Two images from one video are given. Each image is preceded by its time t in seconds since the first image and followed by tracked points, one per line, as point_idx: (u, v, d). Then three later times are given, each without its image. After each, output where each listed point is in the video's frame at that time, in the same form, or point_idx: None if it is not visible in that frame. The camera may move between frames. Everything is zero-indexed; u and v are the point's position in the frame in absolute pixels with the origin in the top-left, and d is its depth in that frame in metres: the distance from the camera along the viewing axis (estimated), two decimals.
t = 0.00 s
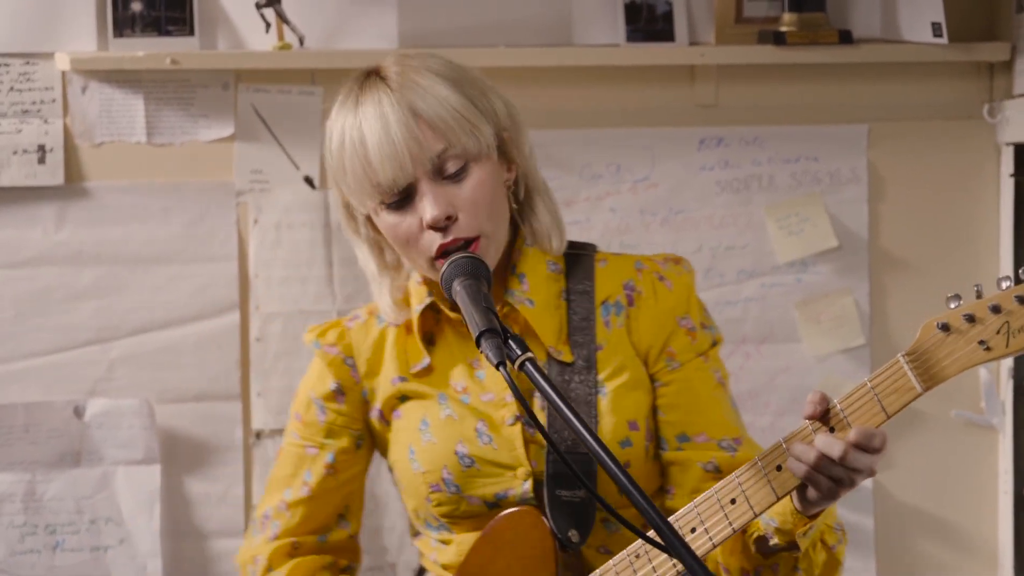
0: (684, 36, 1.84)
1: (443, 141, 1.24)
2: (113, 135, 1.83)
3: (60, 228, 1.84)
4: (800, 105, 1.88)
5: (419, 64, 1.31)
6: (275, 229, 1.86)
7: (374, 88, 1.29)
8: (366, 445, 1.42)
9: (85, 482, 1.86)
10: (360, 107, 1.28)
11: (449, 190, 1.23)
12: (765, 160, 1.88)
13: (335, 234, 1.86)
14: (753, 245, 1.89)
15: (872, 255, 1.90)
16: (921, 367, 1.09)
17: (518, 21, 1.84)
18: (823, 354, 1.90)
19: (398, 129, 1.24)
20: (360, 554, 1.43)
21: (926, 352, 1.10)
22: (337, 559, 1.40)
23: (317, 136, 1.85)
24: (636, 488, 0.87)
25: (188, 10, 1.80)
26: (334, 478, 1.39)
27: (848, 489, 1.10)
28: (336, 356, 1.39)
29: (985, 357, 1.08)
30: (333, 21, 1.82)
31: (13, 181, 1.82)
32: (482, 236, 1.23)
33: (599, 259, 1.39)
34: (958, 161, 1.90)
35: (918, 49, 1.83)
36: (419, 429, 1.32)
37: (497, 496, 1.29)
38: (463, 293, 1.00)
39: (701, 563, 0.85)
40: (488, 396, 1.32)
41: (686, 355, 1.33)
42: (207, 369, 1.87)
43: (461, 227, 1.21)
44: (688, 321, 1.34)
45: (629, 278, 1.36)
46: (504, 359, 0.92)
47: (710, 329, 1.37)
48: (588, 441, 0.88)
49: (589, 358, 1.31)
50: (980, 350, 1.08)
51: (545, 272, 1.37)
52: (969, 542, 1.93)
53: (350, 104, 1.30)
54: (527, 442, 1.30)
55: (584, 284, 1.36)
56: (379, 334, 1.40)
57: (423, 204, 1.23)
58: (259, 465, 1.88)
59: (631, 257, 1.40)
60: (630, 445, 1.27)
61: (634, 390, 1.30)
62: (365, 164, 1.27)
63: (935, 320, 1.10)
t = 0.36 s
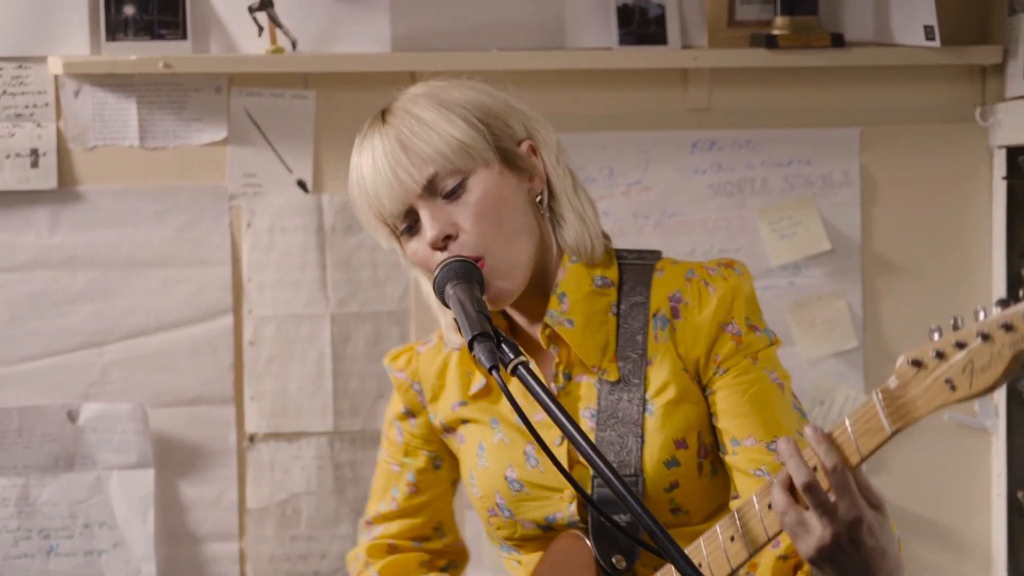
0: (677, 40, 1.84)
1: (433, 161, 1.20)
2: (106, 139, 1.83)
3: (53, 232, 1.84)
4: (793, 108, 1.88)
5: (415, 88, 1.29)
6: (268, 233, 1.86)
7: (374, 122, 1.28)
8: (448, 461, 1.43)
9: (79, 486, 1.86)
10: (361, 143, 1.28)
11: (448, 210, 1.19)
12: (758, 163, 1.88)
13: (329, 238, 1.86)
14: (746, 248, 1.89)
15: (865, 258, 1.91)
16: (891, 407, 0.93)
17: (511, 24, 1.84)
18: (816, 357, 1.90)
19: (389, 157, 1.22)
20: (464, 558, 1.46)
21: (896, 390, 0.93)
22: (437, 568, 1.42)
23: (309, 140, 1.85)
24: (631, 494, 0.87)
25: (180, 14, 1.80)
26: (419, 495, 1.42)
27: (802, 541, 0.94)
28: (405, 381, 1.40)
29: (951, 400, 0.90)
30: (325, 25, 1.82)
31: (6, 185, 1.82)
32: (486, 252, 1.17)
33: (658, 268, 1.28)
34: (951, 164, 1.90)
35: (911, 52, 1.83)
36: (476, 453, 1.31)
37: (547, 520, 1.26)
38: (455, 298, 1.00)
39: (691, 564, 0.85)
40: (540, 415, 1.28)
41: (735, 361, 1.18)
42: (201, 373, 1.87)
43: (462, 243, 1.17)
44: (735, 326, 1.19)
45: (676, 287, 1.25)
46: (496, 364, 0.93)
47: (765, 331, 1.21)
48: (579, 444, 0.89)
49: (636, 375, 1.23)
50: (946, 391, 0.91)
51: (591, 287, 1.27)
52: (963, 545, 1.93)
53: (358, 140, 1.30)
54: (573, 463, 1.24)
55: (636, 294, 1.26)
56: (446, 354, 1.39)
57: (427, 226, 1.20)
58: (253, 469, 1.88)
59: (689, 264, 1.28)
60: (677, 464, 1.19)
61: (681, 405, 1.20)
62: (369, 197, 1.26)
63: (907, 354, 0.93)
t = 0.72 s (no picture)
0: (675, 41, 1.84)
1: (438, 175, 1.19)
2: (104, 140, 1.83)
3: (52, 233, 1.84)
4: (791, 109, 1.88)
5: (427, 101, 1.28)
6: (267, 234, 1.86)
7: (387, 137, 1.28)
8: (483, 475, 1.38)
9: (78, 487, 1.86)
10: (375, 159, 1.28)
11: (455, 222, 1.18)
12: (756, 164, 1.88)
13: (327, 239, 1.86)
14: (745, 249, 1.89)
15: (863, 258, 1.91)
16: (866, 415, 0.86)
17: (509, 25, 1.84)
18: (815, 358, 1.90)
19: (397, 173, 1.22)
20: None
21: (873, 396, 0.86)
22: None
23: (307, 141, 1.84)
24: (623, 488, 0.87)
25: (178, 15, 1.80)
26: (457, 512, 1.37)
27: (769, 541, 0.89)
28: (434, 397, 1.37)
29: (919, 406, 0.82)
30: (324, 26, 1.82)
31: (4, 187, 1.82)
32: (493, 261, 1.16)
33: (682, 274, 1.24)
34: (950, 165, 1.90)
35: (910, 53, 1.83)
36: (499, 466, 1.27)
37: (571, 532, 1.22)
38: (454, 298, 1.00)
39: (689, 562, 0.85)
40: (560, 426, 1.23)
41: (749, 371, 1.13)
42: (200, 374, 1.87)
43: (468, 253, 1.15)
44: (753, 336, 1.14)
45: (698, 295, 1.20)
46: (495, 365, 0.93)
47: (784, 341, 1.16)
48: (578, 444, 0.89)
49: (656, 382, 1.18)
50: (914, 397, 0.82)
51: (611, 291, 1.23)
52: (963, 546, 1.93)
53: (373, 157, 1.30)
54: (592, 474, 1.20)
55: (658, 299, 1.22)
56: (472, 366, 1.35)
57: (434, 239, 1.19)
58: (252, 470, 1.88)
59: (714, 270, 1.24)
60: (696, 473, 1.14)
61: (699, 415, 1.15)
62: (382, 213, 1.26)
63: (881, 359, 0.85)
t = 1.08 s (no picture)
0: (672, 37, 1.84)
1: (432, 149, 1.18)
2: (101, 137, 1.83)
3: (48, 230, 1.84)
4: (788, 105, 1.88)
5: (424, 68, 1.25)
6: (264, 230, 1.86)
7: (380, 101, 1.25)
8: (427, 442, 1.36)
9: (74, 484, 1.86)
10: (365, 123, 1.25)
11: (445, 198, 1.17)
12: (753, 160, 1.88)
13: (324, 235, 1.86)
14: (742, 245, 1.89)
15: (861, 254, 1.91)
16: (882, 420, 0.91)
17: (506, 21, 1.84)
18: (813, 354, 1.90)
19: (389, 142, 1.20)
20: (428, 542, 1.39)
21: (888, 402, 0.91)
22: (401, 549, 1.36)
23: (305, 137, 1.84)
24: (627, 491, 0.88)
25: (175, 11, 1.79)
26: (394, 474, 1.35)
27: (773, 538, 0.93)
28: (395, 358, 1.34)
29: (944, 414, 0.89)
30: (321, 22, 1.82)
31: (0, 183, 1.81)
32: (482, 240, 1.16)
33: (665, 267, 1.24)
34: (946, 161, 1.90)
35: (906, 49, 1.84)
36: (460, 438, 1.27)
37: (527, 510, 1.23)
38: (451, 294, 1.00)
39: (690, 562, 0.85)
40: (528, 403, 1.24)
41: (731, 373, 1.15)
42: (196, 371, 1.86)
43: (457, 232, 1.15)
44: (738, 337, 1.16)
45: (684, 290, 1.21)
46: (492, 361, 0.92)
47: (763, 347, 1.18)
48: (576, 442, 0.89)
49: (633, 371, 1.19)
50: (939, 405, 0.89)
51: (595, 277, 1.24)
52: (960, 542, 1.93)
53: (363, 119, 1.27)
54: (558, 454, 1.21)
55: (640, 291, 1.23)
56: (439, 334, 1.33)
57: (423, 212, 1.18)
58: (248, 466, 1.88)
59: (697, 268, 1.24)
60: (663, 466, 1.16)
61: (673, 409, 1.17)
62: (369, 179, 1.24)
63: (899, 366, 0.91)
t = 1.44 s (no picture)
0: (677, 37, 1.84)
1: (456, 146, 1.22)
2: (106, 137, 1.83)
3: (53, 229, 1.84)
4: (793, 105, 1.88)
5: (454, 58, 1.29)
6: (269, 230, 1.86)
7: (406, 83, 1.28)
8: (369, 414, 1.41)
9: (79, 484, 1.86)
10: (387, 104, 1.28)
11: (460, 195, 1.22)
12: (758, 160, 1.88)
13: (329, 235, 1.86)
14: (747, 246, 1.89)
15: (865, 254, 1.90)
16: (908, 500, 1.17)
17: (511, 22, 1.84)
18: (817, 354, 1.90)
19: (413, 130, 1.24)
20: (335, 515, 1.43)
21: (917, 483, 1.17)
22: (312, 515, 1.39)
23: (309, 137, 1.85)
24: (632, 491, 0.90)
25: (180, 12, 1.80)
26: (330, 438, 1.38)
27: None
28: (363, 321, 1.39)
29: (972, 503, 1.15)
30: (326, 22, 1.82)
31: (6, 183, 1.81)
32: (488, 242, 1.22)
33: (647, 297, 1.38)
34: (951, 162, 1.90)
35: (912, 49, 1.83)
36: (420, 416, 1.33)
37: (476, 503, 1.30)
38: (456, 294, 1.00)
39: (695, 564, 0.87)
40: (495, 397, 1.32)
41: (702, 414, 1.32)
42: (201, 371, 1.86)
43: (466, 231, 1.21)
44: (715, 381, 1.34)
45: (668, 322, 1.35)
46: (497, 361, 0.92)
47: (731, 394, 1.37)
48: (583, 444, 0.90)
49: (605, 392, 1.31)
50: (969, 495, 1.15)
51: (585, 293, 1.35)
52: (964, 542, 1.93)
53: (384, 97, 1.30)
54: (519, 454, 1.30)
55: (624, 317, 1.35)
56: (412, 311, 1.40)
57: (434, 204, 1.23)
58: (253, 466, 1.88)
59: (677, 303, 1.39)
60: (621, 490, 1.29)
61: (638, 434, 1.30)
62: (383, 159, 1.27)
63: (933, 452, 1.17)
